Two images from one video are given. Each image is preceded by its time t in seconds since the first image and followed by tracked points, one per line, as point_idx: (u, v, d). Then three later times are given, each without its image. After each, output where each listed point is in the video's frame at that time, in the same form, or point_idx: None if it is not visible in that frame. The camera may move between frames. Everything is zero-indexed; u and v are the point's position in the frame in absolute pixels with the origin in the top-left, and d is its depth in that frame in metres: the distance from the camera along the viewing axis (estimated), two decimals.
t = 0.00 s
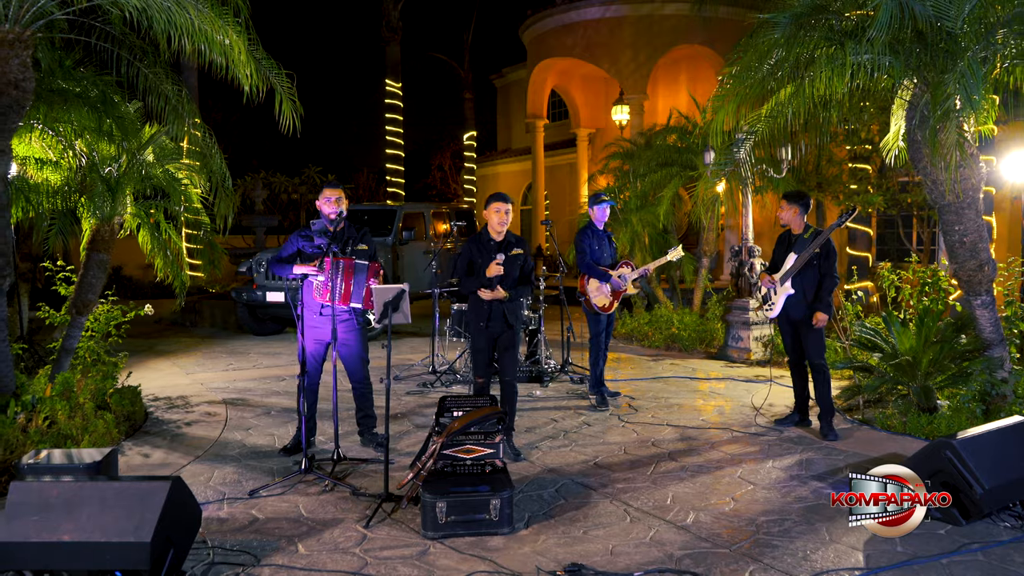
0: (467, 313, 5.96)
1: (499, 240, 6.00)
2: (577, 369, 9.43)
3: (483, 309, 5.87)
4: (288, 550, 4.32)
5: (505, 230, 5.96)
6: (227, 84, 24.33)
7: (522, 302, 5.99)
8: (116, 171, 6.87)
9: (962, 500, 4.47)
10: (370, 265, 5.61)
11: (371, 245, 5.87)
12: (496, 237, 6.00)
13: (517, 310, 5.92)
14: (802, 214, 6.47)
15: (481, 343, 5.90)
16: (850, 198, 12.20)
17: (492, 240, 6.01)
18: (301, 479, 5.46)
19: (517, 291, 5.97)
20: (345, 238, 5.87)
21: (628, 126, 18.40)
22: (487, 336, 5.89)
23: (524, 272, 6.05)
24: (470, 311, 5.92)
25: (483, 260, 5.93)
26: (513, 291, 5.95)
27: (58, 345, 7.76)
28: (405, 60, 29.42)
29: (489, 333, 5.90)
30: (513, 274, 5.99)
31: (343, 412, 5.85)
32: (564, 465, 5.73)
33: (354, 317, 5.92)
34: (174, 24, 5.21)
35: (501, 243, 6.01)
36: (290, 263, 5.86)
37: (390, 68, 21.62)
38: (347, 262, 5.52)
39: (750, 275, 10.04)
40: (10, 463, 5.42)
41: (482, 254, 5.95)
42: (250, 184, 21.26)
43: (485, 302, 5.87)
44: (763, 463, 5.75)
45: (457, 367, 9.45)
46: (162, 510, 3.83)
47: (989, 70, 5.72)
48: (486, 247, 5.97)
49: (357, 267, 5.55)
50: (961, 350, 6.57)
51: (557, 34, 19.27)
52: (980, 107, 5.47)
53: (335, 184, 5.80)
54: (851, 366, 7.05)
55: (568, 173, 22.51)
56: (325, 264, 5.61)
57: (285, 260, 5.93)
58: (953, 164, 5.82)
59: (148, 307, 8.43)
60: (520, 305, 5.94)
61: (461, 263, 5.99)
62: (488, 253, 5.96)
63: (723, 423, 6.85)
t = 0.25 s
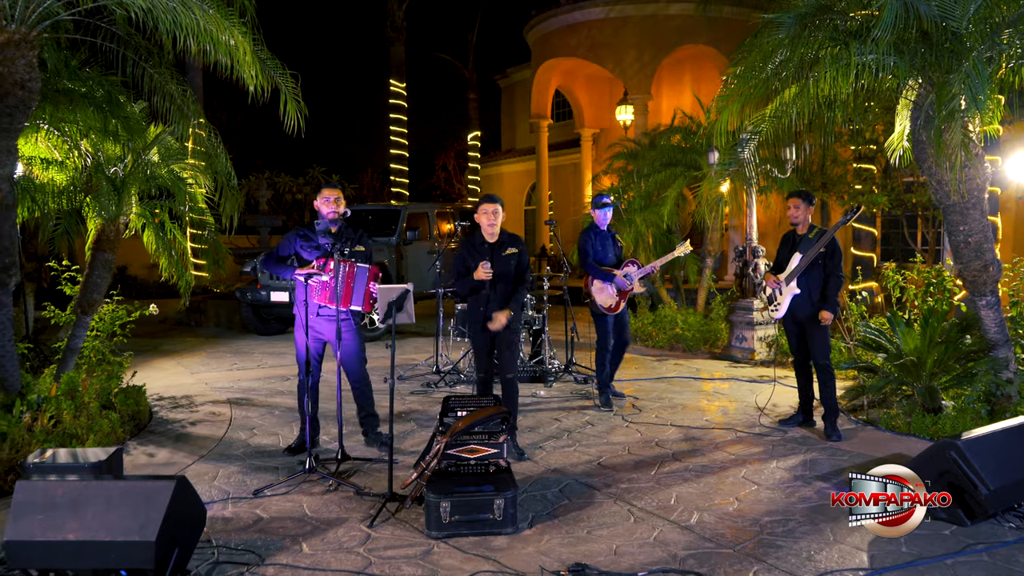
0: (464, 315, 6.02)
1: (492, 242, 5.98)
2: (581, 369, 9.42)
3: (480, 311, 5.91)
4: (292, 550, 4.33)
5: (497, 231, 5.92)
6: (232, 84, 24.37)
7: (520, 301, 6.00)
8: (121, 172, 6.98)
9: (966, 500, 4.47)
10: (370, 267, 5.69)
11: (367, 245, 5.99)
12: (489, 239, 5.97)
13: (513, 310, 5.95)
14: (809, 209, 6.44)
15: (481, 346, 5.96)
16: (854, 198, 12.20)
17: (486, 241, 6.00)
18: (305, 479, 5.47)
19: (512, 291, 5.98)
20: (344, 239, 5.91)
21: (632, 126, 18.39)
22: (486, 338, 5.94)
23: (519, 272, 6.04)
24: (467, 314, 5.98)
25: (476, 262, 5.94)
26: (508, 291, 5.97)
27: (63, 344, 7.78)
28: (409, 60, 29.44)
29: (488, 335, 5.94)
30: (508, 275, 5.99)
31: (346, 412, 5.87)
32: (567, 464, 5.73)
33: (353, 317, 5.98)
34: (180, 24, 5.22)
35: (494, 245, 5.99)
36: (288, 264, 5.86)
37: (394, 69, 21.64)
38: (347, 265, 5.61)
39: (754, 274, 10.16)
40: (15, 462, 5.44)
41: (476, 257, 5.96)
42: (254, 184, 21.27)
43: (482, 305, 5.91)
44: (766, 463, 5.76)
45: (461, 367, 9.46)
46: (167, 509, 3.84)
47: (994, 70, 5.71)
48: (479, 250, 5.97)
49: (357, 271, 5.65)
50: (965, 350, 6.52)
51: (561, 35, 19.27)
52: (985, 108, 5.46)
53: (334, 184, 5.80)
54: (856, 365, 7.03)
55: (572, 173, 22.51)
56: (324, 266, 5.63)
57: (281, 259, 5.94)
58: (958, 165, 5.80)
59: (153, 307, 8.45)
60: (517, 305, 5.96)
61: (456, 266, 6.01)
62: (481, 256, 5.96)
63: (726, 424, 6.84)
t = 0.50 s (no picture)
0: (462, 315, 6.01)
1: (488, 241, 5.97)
2: (583, 369, 9.42)
3: (478, 311, 5.90)
4: (293, 549, 4.33)
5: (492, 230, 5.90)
6: (234, 84, 24.38)
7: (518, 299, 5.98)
8: (123, 172, 6.98)
9: (969, 500, 4.46)
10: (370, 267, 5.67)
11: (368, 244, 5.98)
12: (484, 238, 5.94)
13: (512, 308, 5.96)
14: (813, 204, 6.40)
15: (479, 345, 5.96)
16: (857, 198, 12.23)
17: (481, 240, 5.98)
18: (307, 479, 5.47)
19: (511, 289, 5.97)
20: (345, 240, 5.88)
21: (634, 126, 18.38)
22: (485, 336, 5.94)
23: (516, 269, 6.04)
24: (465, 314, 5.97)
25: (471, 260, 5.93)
26: (506, 290, 5.95)
27: (65, 344, 7.78)
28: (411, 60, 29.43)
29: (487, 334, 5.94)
30: (506, 273, 5.97)
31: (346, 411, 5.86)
32: (569, 464, 5.73)
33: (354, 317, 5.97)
34: (181, 25, 5.22)
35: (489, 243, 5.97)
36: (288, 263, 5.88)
37: (396, 69, 21.63)
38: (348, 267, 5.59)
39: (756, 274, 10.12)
40: (17, 462, 5.44)
41: (473, 256, 5.93)
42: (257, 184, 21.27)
43: (479, 304, 5.90)
44: (768, 463, 5.75)
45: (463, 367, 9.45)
46: (169, 509, 3.84)
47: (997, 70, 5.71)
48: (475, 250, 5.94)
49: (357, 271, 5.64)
50: (968, 350, 6.50)
51: (563, 34, 19.25)
52: (988, 107, 5.45)
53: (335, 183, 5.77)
54: (859, 365, 7.00)
55: (573, 173, 22.51)
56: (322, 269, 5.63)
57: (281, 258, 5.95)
58: (960, 164, 5.80)
59: (155, 307, 8.45)
60: (515, 303, 5.96)
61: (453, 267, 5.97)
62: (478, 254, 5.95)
63: (729, 423, 6.83)
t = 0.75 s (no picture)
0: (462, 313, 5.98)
1: (486, 237, 5.96)
2: (583, 368, 9.40)
3: (478, 308, 5.88)
4: (293, 549, 4.32)
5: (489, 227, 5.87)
6: (234, 83, 24.37)
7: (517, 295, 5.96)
8: (123, 170, 6.98)
9: (971, 499, 4.45)
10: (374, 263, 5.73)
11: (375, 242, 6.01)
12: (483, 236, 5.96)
13: (512, 304, 5.95)
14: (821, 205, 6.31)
15: (480, 343, 5.94)
16: (858, 198, 12.25)
17: (480, 238, 5.98)
18: (306, 478, 5.46)
19: (510, 286, 5.96)
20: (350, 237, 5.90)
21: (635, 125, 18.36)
22: (485, 334, 5.92)
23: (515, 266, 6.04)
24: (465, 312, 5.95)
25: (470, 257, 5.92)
26: (506, 287, 5.94)
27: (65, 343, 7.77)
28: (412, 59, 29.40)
29: (487, 332, 5.92)
30: (505, 270, 5.96)
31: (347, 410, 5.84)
32: (569, 464, 5.71)
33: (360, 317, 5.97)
34: (181, 23, 5.22)
35: (487, 241, 5.98)
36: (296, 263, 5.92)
37: (396, 67, 21.61)
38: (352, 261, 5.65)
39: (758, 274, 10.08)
40: (16, 461, 5.43)
41: (472, 254, 5.92)
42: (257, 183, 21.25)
43: (479, 302, 5.88)
44: (769, 463, 5.73)
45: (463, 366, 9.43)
46: (167, 508, 3.83)
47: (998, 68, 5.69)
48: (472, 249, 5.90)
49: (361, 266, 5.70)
50: (969, 349, 6.49)
51: (564, 33, 19.23)
52: (990, 105, 5.43)
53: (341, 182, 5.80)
54: (860, 364, 7.05)
55: (574, 172, 22.49)
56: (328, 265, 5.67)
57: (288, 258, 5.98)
58: (963, 162, 5.78)
59: (155, 305, 8.43)
60: (515, 300, 5.96)
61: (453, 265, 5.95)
62: (477, 252, 5.94)
63: (729, 423, 6.82)
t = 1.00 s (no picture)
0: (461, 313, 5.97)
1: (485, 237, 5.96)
2: (583, 367, 9.39)
3: (478, 308, 5.87)
4: (291, 549, 4.30)
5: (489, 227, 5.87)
6: (234, 82, 24.35)
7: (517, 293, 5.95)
8: (122, 169, 6.95)
9: (971, 500, 4.43)
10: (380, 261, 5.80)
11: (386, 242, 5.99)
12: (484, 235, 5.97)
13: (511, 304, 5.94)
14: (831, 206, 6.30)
15: (479, 343, 5.93)
16: (858, 197, 12.25)
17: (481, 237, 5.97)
18: (305, 477, 5.44)
19: (509, 286, 5.95)
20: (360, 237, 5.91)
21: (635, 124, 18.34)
22: (485, 334, 5.91)
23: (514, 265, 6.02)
24: (464, 312, 5.93)
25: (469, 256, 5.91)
26: (505, 287, 5.92)
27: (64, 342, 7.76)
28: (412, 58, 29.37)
29: (487, 332, 5.91)
30: (505, 270, 5.94)
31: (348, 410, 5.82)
32: (569, 463, 5.70)
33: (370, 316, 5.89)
34: (180, 21, 5.20)
35: (487, 241, 5.97)
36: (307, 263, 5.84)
37: (396, 66, 21.59)
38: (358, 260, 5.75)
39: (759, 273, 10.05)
40: (14, 460, 5.42)
41: (472, 254, 5.90)
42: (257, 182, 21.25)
43: (480, 302, 5.86)
44: (769, 462, 5.71)
45: (463, 365, 9.43)
46: (166, 508, 3.81)
47: (998, 66, 5.67)
48: (473, 249, 5.87)
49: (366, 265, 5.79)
50: (969, 349, 6.49)
51: (565, 31, 19.22)
52: (991, 103, 5.41)
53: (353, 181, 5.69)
54: (861, 363, 6.99)
55: (574, 171, 22.47)
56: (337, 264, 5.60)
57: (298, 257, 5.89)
58: (964, 161, 5.77)
59: (154, 304, 8.42)
60: (514, 300, 5.95)
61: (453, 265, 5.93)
62: (477, 252, 5.93)
63: (729, 422, 6.81)
